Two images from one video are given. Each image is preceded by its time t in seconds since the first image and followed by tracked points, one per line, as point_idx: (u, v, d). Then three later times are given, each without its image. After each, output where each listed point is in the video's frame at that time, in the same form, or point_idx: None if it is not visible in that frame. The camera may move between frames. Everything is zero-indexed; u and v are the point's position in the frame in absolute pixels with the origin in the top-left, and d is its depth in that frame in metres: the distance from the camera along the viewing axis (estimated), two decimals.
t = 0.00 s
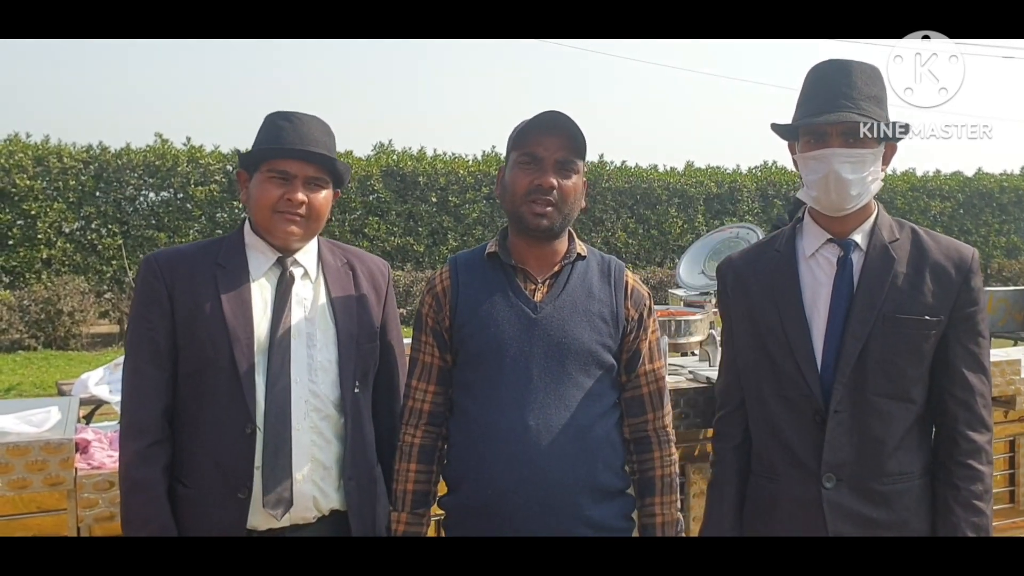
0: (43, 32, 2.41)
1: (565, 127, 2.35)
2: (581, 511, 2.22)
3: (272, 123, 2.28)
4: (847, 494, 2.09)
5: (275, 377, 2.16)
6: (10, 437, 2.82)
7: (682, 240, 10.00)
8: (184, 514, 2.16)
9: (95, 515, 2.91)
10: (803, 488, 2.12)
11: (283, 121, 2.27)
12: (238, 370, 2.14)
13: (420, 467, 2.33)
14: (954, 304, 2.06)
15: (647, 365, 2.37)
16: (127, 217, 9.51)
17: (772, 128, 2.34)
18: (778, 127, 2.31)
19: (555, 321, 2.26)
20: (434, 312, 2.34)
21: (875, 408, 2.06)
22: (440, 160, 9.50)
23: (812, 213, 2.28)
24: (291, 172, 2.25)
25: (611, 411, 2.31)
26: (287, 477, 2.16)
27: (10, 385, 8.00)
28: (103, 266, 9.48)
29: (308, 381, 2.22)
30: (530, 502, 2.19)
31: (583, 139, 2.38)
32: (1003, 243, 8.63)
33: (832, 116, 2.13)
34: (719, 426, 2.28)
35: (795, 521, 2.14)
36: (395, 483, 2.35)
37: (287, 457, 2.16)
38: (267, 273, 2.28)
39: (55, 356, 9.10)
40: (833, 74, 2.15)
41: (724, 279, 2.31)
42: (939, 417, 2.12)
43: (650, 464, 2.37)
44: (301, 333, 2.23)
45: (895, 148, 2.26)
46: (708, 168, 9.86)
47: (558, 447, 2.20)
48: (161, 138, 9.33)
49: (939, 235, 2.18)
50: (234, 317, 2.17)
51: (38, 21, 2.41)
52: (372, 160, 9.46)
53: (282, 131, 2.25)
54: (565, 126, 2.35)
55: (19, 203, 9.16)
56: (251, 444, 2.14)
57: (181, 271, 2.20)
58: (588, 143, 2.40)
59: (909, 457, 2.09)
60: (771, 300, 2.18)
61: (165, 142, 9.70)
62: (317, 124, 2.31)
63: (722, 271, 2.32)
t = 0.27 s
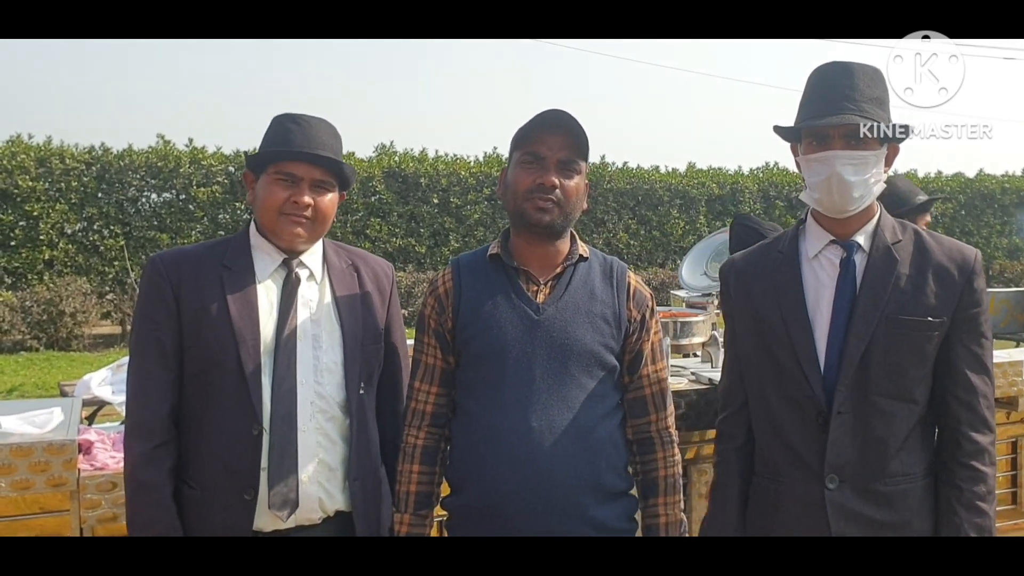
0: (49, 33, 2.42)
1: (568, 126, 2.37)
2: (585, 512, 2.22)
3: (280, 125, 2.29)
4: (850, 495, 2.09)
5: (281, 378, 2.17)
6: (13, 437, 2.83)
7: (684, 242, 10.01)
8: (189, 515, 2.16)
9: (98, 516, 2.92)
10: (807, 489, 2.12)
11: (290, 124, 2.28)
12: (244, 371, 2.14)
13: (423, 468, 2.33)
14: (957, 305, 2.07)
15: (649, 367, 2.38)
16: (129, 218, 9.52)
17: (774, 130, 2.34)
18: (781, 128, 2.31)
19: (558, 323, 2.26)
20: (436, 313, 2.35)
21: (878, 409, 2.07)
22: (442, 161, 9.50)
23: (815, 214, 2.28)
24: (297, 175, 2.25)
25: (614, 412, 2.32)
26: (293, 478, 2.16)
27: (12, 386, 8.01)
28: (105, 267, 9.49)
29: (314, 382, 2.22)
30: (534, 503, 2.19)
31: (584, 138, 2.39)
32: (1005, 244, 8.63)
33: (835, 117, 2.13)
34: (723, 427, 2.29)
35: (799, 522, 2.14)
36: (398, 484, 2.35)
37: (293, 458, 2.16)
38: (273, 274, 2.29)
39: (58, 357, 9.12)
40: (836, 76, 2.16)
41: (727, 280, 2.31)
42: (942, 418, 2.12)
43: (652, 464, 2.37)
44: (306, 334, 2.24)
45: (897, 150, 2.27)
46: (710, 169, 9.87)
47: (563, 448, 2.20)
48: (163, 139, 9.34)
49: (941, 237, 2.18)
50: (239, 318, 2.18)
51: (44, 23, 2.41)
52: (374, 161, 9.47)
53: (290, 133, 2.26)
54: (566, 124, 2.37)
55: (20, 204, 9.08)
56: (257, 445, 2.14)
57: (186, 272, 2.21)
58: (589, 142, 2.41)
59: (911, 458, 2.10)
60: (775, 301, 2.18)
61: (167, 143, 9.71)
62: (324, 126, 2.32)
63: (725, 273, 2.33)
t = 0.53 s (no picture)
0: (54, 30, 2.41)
1: (572, 128, 2.36)
2: (591, 509, 2.22)
3: (285, 121, 2.29)
4: (856, 492, 2.09)
5: (288, 376, 2.17)
6: (18, 435, 2.83)
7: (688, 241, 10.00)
8: (196, 511, 2.17)
9: (103, 513, 2.92)
10: (814, 487, 2.11)
11: (295, 120, 2.28)
12: (251, 368, 2.15)
13: (428, 465, 2.33)
14: (963, 301, 2.06)
15: (654, 364, 2.37)
16: (134, 217, 9.53)
17: (780, 127, 2.34)
18: (786, 125, 2.30)
19: (563, 319, 2.26)
20: (441, 311, 2.35)
21: (885, 405, 2.06)
22: (446, 161, 9.50)
23: (821, 211, 2.28)
24: (304, 170, 2.26)
25: (619, 409, 2.32)
26: (300, 475, 2.17)
27: (18, 385, 8.03)
28: (111, 266, 9.51)
29: (321, 380, 2.22)
30: (540, 500, 2.19)
31: (591, 143, 2.38)
32: (1010, 244, 8.63)
33: (840, 113, 2.12)
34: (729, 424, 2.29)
35: (805, 519, 2.13)
36: (403, 481, 2.35)
37: (300, 455, 2.17)
38: (279, 271, 2.29)
39: (63, 356, 9.13)
40: (842, 73, 2.15)
41: (733, 277, 2.31)
42: (949, 415, 2.11)
43: (657, 461, 2.37)
44: (313, 331, 2.24)
45: (903, 146, 2.26)
46: (715, 168, 9.87)
47: (569, 446, 2.20)
48: (169, 139, 9.35)
49: (948, 233, 2.17)
50: (245, 315, 2.18)
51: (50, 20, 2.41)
52: (378, 161, 9.48)
53: (296, 129, 2.26)
54: (572, 129, 2.35)
55: (26, 203, 9.11)
56: (265, 443, 2.14)
57: (192, 268, 2.21)
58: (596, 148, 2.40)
59: (918, 454, 2.09)
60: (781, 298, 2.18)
61: (172, 142, 9.73)
62: (329, 122, 2.32)
63: (730, 270, 2.32)
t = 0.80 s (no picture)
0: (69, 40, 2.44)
1: (584, 130, 2.37)
2: (605, 515, 2.23)
3: (300, 129, 2.31)
4: (870, 496, 2.09)
5: (304, 383, 2.19)
6: (34, 440, 2.86)
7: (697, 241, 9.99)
8: (214, 518, 2.19)
9: (118, 517, 2.99)
10: (827, 491, 2.12)
11: (310, 129, 2.30)
12: (268, 375, 2.17)
13: (441, 470, 2.35)
14: (976, 303, 2.06)
15: (666, 369, 2.38)
16: (145, 221, 9.60)
17: (791, 132, 2.34)
18: (797, 130, 2.31)
19: (575, 325, 2.27)
20: (453, 316, 2.37)
21: (898, 409, 2.06)
22: (455, 162, 9.53)
23: (832, 215, 2.28)
24: (318, 179, 2.28)
25: (631, 414, 2.33)
26: (317, 483, 2.19)
27: (32, 390, 8.11)
28: (122, 270, 9.58)
29: (336, 387, 2.25)
30: (553, 505, 2.20)
31: (601, 144, 2.39)
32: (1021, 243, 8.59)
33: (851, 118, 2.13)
34: (742, 429, 2.29)
35: (819, 522, 2.14)
36: (417, 487, 2.37)
37: (317, 462, 2.19)
38: (294, 279, 2.31)
39: (76, 360, 9.21)
40: (852, 78, 2.16)
41: (744, 281, 2.31)
42: (962, 417, 2.12)
43: (670, 466, 2.38)
44: (328, 338, 2.27)
45: (914, 150, 2.26)
46: (723, 168, 9.86)
47: (583, 452, 2.21)
48: (179, 143, 9.42)
49: (959, 235, 2.17)
50: (261, 323, 2.20)
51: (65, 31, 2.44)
52: (388, 163, 9.51)
53: (309, 138, 2.28)
54: (583, 130, 2.36)
55: (38, 208, 9.22)
56: (282, 450, 2.17)
57: (208, 277, 2.24)
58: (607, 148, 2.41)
59: (931, 458, 2.09)
60: (793, 303, 2.19)
61: (183, 146, 9.78)
62: (343, 130, 2.34)
63: (741, 274, 2.33)
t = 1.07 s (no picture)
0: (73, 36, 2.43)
1: (588, 126, 2.37)
2: (610, 512, 2.23)
3: (304, 125, 2.31)
4: (876, 493, 2.09)
5: (309, 380, 2.19)
6: (39, 437, 2.87)
7: (700, 240, 9.99)
8: (219, 513, 2.19)
9: (122, 514, 2.99)
10: (833, 488, 2.11)
11: (313, 125, 2.30)
12: (273, 371, 2.17)
13: (445, 467, 2.35)
14: (981, 300, 2.06)
15: (670, 366, 2.38)
16: (149, 220, 9.60)
17: (795, 128, 2.34)
18: (802, 126, 2.31)
19: (579, 322, 2.27)
20: (457, 313, 2.37)
21: (903, 405, 2.06)
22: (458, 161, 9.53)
23: (837, 211, 2.28)
24: (322, 175, 2.28)
25: (636, 411, 2.33)
26: (323, 479, 2.19)
27: (36, 388, 8.13)
28: (126, 268, 9.59)
29: (341, 383, 2.25)
30: (557, 502, 2.21)
31: (605, 140, 2.39)
32: None
33: (857, 114, 2.12)
34: (747, 426, 2.29)
35: (824, 519, 2.14)
36: (422, 483, 2.37)
37: (323, 459, 2.19)
38: (298, 275, 2.31)
39: (79, 358, 9.24)
40: (858, 74, 2.15)
41: (749, 278, 2.31)
42: (967, 414, 2.11)
43: (675, 462, 2.37)
44: (332, 335, 2.27)
45: (918, 146, 2.26)
46: (727, 167, 9.85)
47: (588, 448, 2.21)
48: (183, 142, 9.43)
49: (964, 231, 2.17)
50: (265, 319, 2.20)
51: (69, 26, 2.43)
52: (391, 162, 9.52)
53: (313, 135, 2.28)
54: (587, 126, 2.36)
55: (42, 206, 9.19)
56: (287, 446, 2.17)
57: (211, 274, 2.24)
58: (611, 144, 2.41)
59: (936, 454, 2.09)
60: (798, 299, 2.18)
61: (186, 145, 9.79)
62: (346, 126, 2.34)
63: (746, 271, 2.32)
